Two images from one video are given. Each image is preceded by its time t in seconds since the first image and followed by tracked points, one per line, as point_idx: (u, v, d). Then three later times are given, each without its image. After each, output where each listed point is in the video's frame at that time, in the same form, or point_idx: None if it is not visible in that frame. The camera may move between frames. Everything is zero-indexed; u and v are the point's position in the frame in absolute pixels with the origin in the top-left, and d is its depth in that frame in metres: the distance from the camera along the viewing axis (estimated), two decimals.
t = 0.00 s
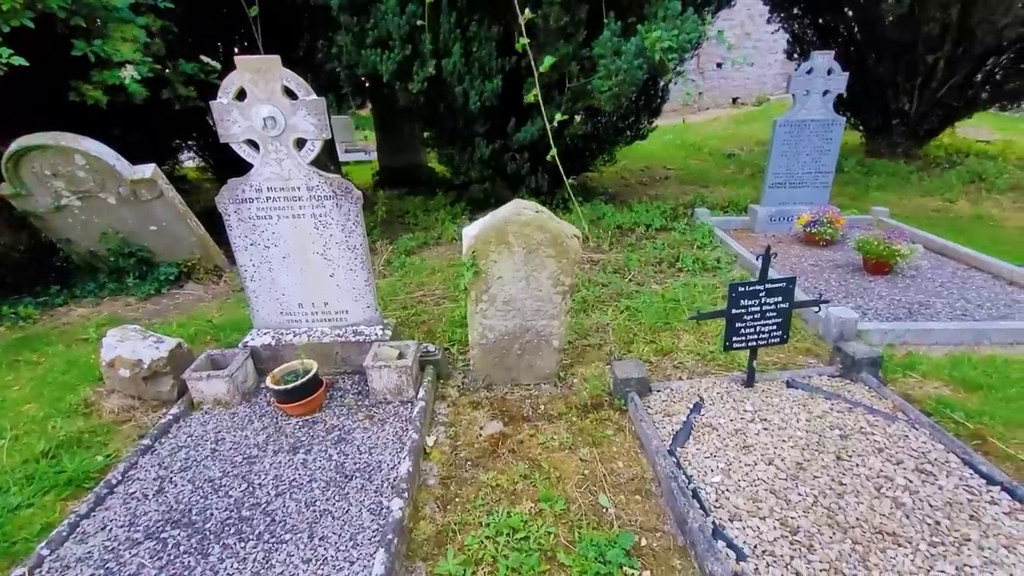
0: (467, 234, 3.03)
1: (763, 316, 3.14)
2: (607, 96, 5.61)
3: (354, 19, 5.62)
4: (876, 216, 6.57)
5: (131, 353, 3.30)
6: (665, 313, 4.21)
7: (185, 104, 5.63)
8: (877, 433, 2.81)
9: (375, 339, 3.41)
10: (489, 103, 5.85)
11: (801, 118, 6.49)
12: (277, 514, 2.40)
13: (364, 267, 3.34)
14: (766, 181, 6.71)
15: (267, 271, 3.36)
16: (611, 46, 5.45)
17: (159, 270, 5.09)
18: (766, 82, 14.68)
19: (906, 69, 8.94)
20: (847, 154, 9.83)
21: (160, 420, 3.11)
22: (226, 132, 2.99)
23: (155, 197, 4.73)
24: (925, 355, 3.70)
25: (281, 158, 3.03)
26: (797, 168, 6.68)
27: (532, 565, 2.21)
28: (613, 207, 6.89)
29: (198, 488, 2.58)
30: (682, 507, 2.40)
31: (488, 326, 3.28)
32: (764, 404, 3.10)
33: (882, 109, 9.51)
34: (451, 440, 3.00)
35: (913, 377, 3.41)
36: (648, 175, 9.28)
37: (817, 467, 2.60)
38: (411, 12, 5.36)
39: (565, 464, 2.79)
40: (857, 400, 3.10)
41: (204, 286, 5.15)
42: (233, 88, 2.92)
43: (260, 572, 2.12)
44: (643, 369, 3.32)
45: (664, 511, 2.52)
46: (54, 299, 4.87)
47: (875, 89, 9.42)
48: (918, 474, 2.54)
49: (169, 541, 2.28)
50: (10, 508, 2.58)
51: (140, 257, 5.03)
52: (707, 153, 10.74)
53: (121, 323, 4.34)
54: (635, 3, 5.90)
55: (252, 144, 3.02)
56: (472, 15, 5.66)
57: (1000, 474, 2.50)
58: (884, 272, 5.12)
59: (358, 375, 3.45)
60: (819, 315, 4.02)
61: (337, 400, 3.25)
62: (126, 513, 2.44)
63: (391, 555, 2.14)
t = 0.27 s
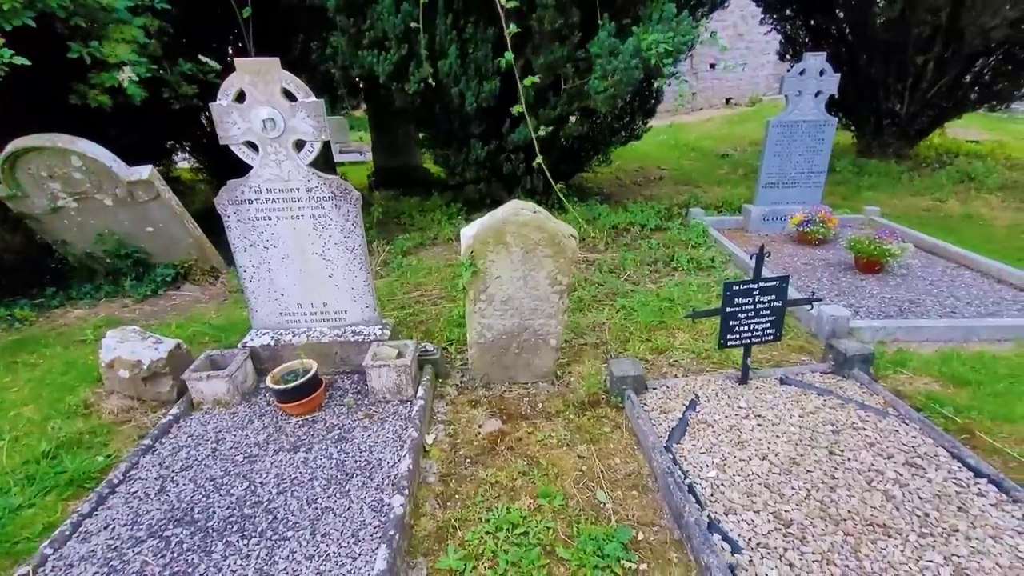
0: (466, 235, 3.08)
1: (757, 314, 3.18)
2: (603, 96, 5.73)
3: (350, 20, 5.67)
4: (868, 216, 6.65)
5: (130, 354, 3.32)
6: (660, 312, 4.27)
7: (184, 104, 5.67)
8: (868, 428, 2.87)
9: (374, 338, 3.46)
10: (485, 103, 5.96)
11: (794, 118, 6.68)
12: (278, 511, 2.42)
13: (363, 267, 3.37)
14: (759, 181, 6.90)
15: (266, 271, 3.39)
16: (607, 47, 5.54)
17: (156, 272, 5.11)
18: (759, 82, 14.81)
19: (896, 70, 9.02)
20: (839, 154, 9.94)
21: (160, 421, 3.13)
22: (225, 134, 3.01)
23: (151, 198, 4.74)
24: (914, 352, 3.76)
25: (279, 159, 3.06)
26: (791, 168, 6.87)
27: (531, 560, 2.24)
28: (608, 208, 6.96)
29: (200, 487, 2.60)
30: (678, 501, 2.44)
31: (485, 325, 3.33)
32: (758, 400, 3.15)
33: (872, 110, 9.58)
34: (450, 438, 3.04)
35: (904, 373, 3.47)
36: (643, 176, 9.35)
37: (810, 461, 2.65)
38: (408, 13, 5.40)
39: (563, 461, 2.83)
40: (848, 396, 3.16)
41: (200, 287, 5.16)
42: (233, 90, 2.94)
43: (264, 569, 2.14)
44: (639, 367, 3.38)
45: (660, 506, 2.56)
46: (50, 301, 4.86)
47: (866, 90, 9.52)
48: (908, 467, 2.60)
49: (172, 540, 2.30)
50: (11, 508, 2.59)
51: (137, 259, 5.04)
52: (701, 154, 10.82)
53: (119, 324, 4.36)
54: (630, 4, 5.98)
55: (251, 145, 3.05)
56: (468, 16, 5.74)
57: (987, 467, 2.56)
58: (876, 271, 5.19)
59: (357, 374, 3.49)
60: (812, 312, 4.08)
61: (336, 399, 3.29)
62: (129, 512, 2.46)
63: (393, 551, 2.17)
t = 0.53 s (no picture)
0: (465, 232, 3.14)
1: (750, 310, 3.24)
2: (598, 96, 5.82)
3: (349, 21, 5.75)
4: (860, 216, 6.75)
5: (133, 351, 3.36)
6: (656, 309, 4.34)
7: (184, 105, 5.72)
8: (858, 420, 2.94)
9: (375, 335, 3.53)
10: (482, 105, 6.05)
11: (787, 120, 6.88)
12: (283, 503, 2.47)
13: (363, 265, 3.44)
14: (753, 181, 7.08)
15: (268, 269, 3.45)
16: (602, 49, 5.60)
17: (156, 270, 5.14)
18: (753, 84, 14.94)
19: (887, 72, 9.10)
20: (831, 154, 10.06)
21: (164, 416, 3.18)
22: (228, 134, 3.06)
23: (152, 198, 4.77)
24: (903, 348, 3.85)
25: (282, 159, 3.12)
26: (784, 168, 7.07)
27: (531, 548, 2.30)
28: (604, 208, 7.05)
29: (205, 480, 2.64)
30: (674, 491, 2.51)
31: (485, 321, 3.40)
32: (751, 394, 3.22)
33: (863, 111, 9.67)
34: (450, 432, 3.10)
35: (893, 368, 3.55)
36: (638, 176, 9.45)
37: (802, 452, 2.72)
38: (405, 15, 5.50)
39: (561, 454, 2.89)
40: (839, 390, 3.23)
41: (199, 285, 5.20)
42: (236, 91, 2.99)
43: (270, 557, 2.19)
44: (635, 362, 3.45)
45: (656, 497, 2.62)
46: (49, 300, 4.89)
47: (858, 91, 9.64)
48: (896, 457, 2.67)
49: (179, 530, 2.34)
50: (18, 501, 2.62)
51: (137, 258, 5.08)
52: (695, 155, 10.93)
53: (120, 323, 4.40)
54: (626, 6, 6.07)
55: (253, 144, 3.10)
56: (465, 18, 5.85)
57: (972, 457, 2.63)
58: (867, 269, 5.27)
59: (358, 370, 3.56)
60: (804, 309, 4.15)
61: (337, 395, 3.35)
62: (136, 504, 2.50)
63: (397, 539, 2.23)
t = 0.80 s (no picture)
0: (468, 229, 3.20)
1: (748, 305, 3.30)
2: (596, 98, 5.88)
3: (351, 21, 5.86)
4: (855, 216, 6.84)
5: (138, 346, 3.39)
6: (655, 306, 4.41)
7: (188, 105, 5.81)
8: (854, 412, 3.01)
9: (379, 331, 3.59)
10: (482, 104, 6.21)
11: (782, 120, 6.99)
12: (292, 494, 2.51)
13: (367, 261, 3.50)
14: (750, 181, 7.22)
15: (273, 266, 3.51)
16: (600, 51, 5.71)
17: (157, 269, 5.17)
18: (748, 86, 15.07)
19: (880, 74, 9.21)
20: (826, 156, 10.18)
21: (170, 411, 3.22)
22: (234, 131, 3.09)
23: (154, 196, 4.82)
24: (897, 344, 3.91)
25: (288, 156, 3.17)
26: (779, 169, 7.19)
27: (536, 536, 2.34)
28: (602, 208, 7.14)
29: (213, 472, 2.67)
30: (675, 482, 2.56)
31: (487, 317, 3.45)
32: (749, 389, 3.28)
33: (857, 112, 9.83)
34: (454, 426, 3.15)
35: (888, 363, 3.62)
36: (635, 177, 9.55)
37: (800, 444, 2.78)
38: (407, 16, 5.69)
39: (564, 446, 2.95)
40: (835, 383, 3.30)
41: (200, 284, 5.23)
42: (242, 89, 3.03)
43: (280, 546, 2.22)
44: (636, 358, 3.51)
45: (658, 487, 2.67)
46: (50, 298, 4.91)
47: (852, 93, 9.76)
48: (892, 448, 2.73)
49: (189, 521, 2.37)
50: (27, 494, 2.64)
51: (138, 256, 5.11)
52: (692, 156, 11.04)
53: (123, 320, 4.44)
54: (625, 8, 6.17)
55: (259, 142, 3.15)
56: (465, 18, 6.01)
57: (965, 448, 2.70)
58: (862, 267, 5.35)
59: (361, 366, 3.64)
60: (800, 306, 4.21)
61: (341, 390, 3.41)
62: (144, 496, 2.52)
63: (405, 528, 2.27)
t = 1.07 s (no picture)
0: (483, 228, 3.27)
1: (756, 303, 3.38)
2: (601, 100, 5.89)
3: (360, 25, 5.98)
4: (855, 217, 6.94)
5: (157, 343, 3.46)
6: (662, 305, 4.50)
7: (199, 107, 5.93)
8: (860, 407, 3.08)
9: (393, 329, 3.68)
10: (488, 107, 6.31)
11: (784, 123, 7.11)
12: (315, 485, 2.57)
13: (382, 261, 3.59)
14: (752, 183, 7.35)
15: (290, 264, 3.60)
16: (606, 54, 5.84)
17: (169, 268, 5.23)
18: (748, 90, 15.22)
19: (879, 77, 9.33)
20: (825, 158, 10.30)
21: (190, 406, 3.29)
22: (254, 132, 3.17)
23: (167, 197, 4.88)
24: (900, 341, 3.99)
25: (306, 157, 3.25)
26: (781, 171, 7.31)
27: (554, 526, 2.40)
28: (606, 209, 7.25)
29: (236, 466, 2.74)
30: (688, 474, 2.62)
31: (500, 315, 3.54)
32: (757, 384, 3.35)
33: (855, 115, 9.92)
34: (469, 421, 3.22)
35: (892, 360, 3.70)
36: (637, 180, 9.66)
37: (808, 437, 2.85)
38: (415, 20, 5.81)
39: (577, 440, 3.01)
40: (841, 379, 3.37)
41: (211, 284, 5.30)
42: (263, 91, 3.11)
43: (307, 535, 2.28)
44: (645, 355, 3.59)
45: (670, 480, 2.73)
46: (64, 298, 4.98)
47: (851, 97, 9.84)
48: (898, 441, 2.81)
49: (216, 511, 2.43)
50: (53, 487, 2.69)
51: (150, 256, 5.17)
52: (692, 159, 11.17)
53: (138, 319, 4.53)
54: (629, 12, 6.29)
55: (279, 142, 3.23)
56: (473, 22, 6.12)
57: (969, 441, 2.77)
58: (863, 268, 5.43)
59: (375, 363, 3.72)
60: (804, 305, 4.30)
61: (357, 387, 3.48)
62: (171, 488, 2.59)
63: (427, 517, 2.33)
